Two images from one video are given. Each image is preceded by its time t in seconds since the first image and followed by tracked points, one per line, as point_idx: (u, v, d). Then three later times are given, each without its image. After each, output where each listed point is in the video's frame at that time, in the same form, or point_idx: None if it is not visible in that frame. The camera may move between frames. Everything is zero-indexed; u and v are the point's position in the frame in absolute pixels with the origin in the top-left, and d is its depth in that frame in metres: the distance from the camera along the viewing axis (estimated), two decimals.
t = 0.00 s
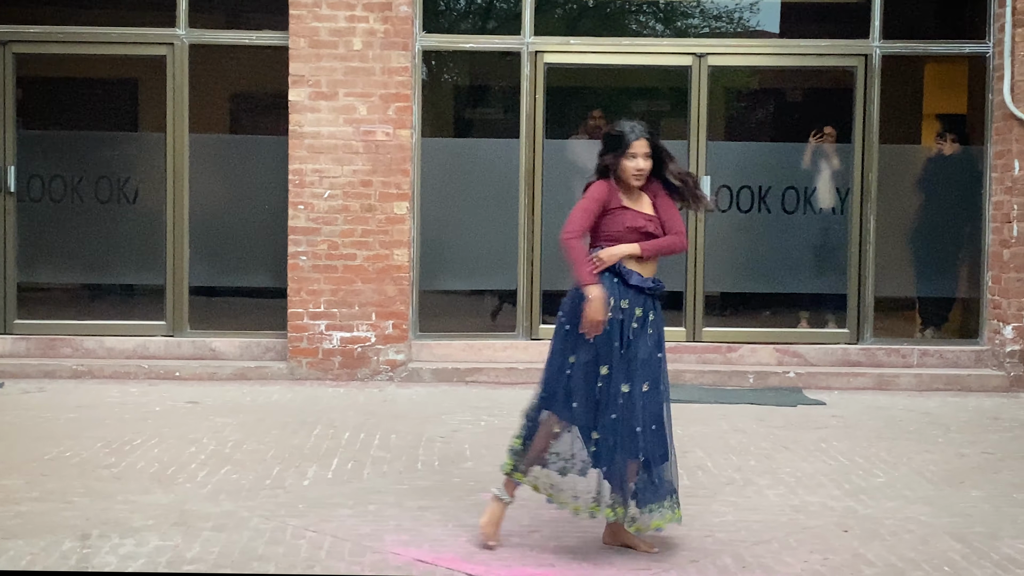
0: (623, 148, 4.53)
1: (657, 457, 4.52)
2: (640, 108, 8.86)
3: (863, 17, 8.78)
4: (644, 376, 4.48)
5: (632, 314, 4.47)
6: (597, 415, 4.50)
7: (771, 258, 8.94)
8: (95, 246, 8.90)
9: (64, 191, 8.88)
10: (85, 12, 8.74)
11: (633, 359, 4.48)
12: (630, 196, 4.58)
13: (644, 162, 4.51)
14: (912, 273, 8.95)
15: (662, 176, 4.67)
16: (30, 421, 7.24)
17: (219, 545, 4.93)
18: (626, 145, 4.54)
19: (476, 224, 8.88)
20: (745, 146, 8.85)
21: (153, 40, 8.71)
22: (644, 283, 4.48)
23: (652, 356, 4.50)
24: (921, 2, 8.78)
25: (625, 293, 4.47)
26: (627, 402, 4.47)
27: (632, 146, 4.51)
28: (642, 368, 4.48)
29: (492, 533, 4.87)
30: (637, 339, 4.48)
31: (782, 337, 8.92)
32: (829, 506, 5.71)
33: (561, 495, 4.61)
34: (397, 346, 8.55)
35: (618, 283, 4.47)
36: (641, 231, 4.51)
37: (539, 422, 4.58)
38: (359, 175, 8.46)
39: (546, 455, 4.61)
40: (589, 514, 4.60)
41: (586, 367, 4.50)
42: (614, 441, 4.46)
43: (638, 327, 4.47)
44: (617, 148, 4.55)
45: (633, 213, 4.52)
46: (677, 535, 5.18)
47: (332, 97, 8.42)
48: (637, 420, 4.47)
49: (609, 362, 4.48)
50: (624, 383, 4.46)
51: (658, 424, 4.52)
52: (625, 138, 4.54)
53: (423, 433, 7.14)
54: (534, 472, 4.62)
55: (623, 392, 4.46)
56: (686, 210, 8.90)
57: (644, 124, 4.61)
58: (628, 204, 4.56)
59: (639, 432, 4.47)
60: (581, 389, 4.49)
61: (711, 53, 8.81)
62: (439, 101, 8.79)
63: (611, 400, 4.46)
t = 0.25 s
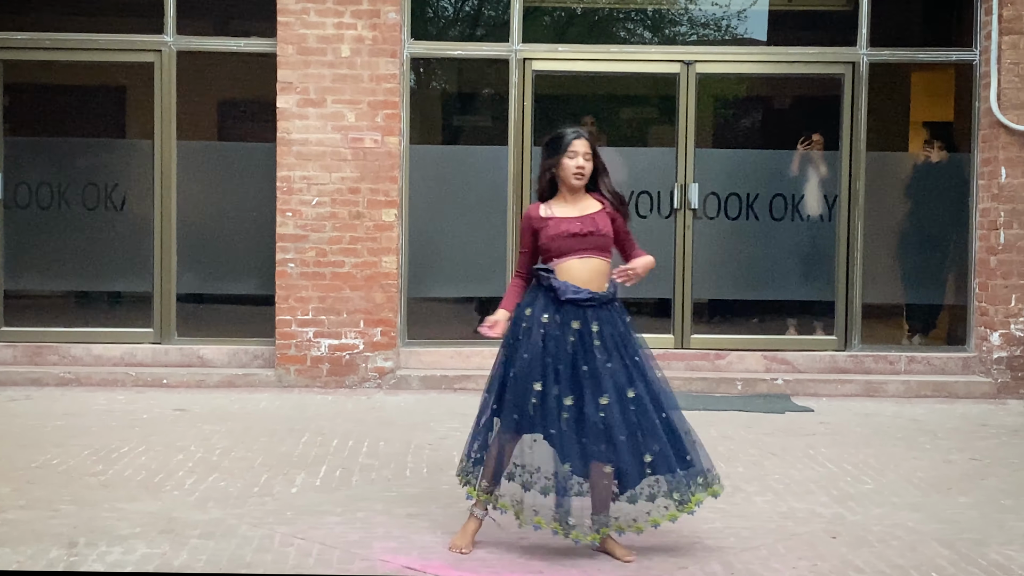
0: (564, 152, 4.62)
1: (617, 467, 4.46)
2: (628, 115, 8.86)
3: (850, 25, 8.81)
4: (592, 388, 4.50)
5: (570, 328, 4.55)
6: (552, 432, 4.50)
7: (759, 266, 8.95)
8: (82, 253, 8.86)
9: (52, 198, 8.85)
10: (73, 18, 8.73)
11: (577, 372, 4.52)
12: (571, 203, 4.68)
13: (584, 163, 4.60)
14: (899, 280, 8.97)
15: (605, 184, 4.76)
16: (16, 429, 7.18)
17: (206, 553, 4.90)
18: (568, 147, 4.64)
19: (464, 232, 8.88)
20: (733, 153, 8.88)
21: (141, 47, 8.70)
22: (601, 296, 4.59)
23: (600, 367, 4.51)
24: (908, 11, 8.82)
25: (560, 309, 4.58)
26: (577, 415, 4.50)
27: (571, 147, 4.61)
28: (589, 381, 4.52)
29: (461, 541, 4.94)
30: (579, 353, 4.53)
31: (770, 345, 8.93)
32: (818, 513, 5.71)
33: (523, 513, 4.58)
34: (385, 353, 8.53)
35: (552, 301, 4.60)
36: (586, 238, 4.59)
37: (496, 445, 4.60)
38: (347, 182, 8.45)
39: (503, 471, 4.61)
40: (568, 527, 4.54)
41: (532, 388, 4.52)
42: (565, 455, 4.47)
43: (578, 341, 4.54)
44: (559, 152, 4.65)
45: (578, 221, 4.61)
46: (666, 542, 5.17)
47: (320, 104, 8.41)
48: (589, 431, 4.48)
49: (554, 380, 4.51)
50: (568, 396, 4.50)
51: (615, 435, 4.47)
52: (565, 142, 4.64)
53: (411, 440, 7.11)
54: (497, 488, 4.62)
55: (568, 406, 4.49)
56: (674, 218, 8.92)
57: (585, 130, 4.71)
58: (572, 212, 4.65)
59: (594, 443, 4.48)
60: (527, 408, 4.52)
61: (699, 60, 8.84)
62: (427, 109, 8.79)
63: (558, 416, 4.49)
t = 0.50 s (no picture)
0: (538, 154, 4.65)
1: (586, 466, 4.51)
2: (623, 117, 8.87)
3: (845, 28, 8.84)
4: (559, 388, 4.56)
5: (537, 330, 4.58)
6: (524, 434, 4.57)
7: (755, 268, 8.96)
8: (78, 256, 8.85)
9: (48, 200, 8.85)
10: (70, 21, 8.74)
11: (546, 373, 4.57)
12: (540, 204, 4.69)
13: (555, 165, 4.61)
14: (895, 282, 8.98)
15: (578, 189, 4.77)
16: (12, 432, 7.18)
17: (203, 555, 4.90)
18: (540, 148, 4.67)
19: (460, 234, 8.89)
20: (729, 156, 8.89)
21: (138, 49, 8.71)
22: (568, 296, 4.60)
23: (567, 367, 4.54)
24: (903, 13, 8.84)
25: (527, 312, 4.60)
26: (546, 416, 4.57)
27: (543, 148, 4.63)
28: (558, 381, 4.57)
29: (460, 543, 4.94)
30: (547, 354, 4.57)
31: (766, 347, 8.94)
32: (814, 514, 5.72)
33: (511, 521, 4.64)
34: (381, 356, 8.52)
35: (518, 306, 4.63)
36: (551, 240, 4.60)
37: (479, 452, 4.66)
38: (343, 185, 8.46)
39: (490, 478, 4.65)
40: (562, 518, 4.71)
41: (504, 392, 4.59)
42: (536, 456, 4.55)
43: (545, 342, 4.57)
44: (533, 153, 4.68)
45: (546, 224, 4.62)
46: (662, 543, 5.17)
47: (316, 106, 8.42)
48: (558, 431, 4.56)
49: (524, 383, 4.57)
50: (537, 398, 4.56)
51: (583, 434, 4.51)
52: (538, 143, 4.68)
53: (408, 442, 7.12)
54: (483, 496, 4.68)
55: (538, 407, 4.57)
56: (669, 220, 8.93)
57: (563, 133, 4.72)
58: (540, 214, 4.66)
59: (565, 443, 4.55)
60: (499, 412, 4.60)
61: (695, 63, 8.85)
62: (423, 112, 8.80)
63: (527, 419, 4.56)
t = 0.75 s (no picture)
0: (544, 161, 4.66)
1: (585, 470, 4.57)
2: (623, 119, 8.88)
3: (846, 30, 8.85)
4: (565, 390, 4.63)
5: (546, 333, 4.63)
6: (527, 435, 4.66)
7: (755, 270, 8.96)
8: (79, 257, 8.86)
9: (49, 202, 8.86)
10: (71, 23, 8.75)
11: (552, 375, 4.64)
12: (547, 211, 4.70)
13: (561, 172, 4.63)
14: (895, 284, 8.98)
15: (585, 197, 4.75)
16: (13, 433, 7.18)
17: (204, 556, 4.90)
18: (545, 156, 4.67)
19: (460, 237, 8.89)
20: (730, 158, 8.89)
21: (139, 51, 8.72)
22: (580, 300, 4.64)
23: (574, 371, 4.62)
24: (903, 15, 8.85)
25: (539, 315, 4.64)
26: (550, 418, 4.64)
27: (547, 158, 4.64)
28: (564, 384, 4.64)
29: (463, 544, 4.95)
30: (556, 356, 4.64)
31: (766, 349, 8.95)
32: (814, 516, 5.72)
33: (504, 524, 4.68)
34: (382, 357, 8.53)
35: (531, 309, 4.67)
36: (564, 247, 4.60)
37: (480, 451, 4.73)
38: (344, 186, 8.46)
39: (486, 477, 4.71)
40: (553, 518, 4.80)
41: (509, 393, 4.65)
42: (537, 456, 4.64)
43: (555, 345, 4.63)
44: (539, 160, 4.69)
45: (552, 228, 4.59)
46: (662, 545, 5.17)
47: (317, 108, 8.43)
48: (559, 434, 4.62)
49: (530, 385, 4.64)
50: (543, 400, 4.63)
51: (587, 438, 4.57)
52: (543, 151, 4.68)
53: (408, 443, 7.13)
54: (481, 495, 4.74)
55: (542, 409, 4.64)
56: (670, 222, 8.93)
57: (568, 139, 4.74)
58: (548, 221, 4.66)
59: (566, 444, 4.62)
60: (503, 413, 4.66)
61: (695, 65, 8.86)
62: (423, 113, 8.81)
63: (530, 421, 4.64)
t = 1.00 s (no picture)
0: (562, 168, 4.61)
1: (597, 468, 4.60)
2: (626, 119, 8.88)
3: (849, 30, 8.84)
4: (580, 389, 4.65)
5: (561, 334, 4.64)
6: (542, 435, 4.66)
7: (758, 270, 8.96)
8: (82, 257, 8.87)
9: (52, 201, 8.87)
10: (74, 23, 8.75)
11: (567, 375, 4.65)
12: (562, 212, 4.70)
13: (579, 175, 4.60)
14: (898, 284, 8.98)
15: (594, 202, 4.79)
16: (16, 432, 7.19)
17: (207, 555, 4.91)
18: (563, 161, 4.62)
19: (464, 236, 8.89)
20: (733, 157, 8.89)
21: (142, 50, 8.73)
22: (594, 300, 4.68)
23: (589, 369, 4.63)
24: (906, 15, 8.84)
25: (554, 316, 4.65)
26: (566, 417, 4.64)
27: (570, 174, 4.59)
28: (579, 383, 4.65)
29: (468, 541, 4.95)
30: (571, 356, 4.65)
31: (768, 348, 8.95)
32: (817, 516, 5.72)
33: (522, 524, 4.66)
34: (384, 357, 8.54)
35: (546, 310, 4.68)
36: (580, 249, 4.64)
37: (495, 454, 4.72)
38: (347, 186, 8.47)
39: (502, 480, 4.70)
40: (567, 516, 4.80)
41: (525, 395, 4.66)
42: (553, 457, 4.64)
43: (571, 345, 4.65)
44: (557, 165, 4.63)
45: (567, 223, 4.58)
46: (665, 544, 5.18)
47: (320, 108, 8.43)
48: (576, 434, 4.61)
49: (546, 385, 4.64)
50: (559, 400, 4.64)
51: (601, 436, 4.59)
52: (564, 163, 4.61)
53: (411, 443, 7.13)
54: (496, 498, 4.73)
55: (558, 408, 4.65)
56: (673, 222, 8.93)
57: (585, 146, 4.69)
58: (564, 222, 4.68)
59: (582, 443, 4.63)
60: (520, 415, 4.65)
61: (698, 64, 8.86)
62: (426, 113, 8.81)
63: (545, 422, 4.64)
